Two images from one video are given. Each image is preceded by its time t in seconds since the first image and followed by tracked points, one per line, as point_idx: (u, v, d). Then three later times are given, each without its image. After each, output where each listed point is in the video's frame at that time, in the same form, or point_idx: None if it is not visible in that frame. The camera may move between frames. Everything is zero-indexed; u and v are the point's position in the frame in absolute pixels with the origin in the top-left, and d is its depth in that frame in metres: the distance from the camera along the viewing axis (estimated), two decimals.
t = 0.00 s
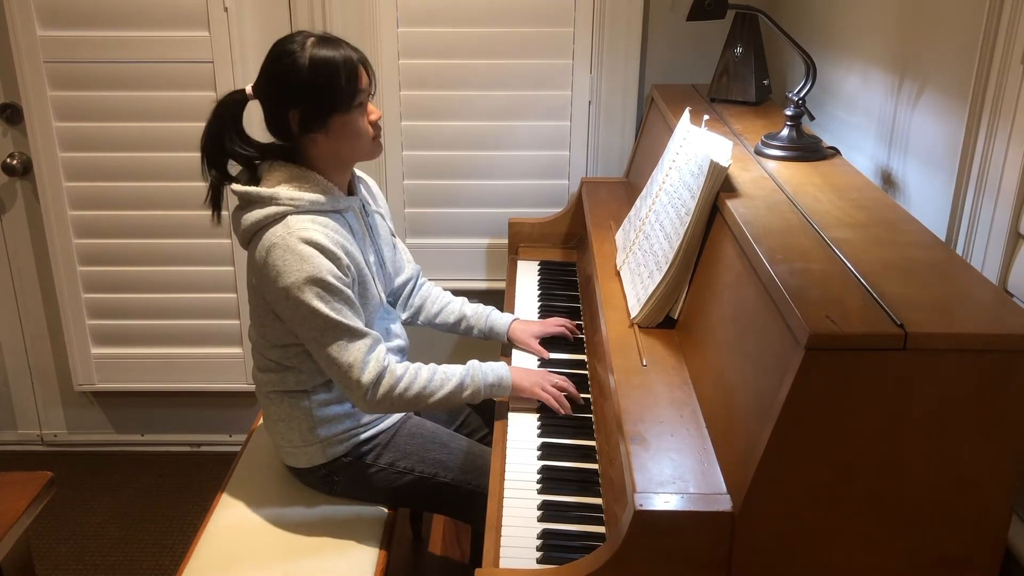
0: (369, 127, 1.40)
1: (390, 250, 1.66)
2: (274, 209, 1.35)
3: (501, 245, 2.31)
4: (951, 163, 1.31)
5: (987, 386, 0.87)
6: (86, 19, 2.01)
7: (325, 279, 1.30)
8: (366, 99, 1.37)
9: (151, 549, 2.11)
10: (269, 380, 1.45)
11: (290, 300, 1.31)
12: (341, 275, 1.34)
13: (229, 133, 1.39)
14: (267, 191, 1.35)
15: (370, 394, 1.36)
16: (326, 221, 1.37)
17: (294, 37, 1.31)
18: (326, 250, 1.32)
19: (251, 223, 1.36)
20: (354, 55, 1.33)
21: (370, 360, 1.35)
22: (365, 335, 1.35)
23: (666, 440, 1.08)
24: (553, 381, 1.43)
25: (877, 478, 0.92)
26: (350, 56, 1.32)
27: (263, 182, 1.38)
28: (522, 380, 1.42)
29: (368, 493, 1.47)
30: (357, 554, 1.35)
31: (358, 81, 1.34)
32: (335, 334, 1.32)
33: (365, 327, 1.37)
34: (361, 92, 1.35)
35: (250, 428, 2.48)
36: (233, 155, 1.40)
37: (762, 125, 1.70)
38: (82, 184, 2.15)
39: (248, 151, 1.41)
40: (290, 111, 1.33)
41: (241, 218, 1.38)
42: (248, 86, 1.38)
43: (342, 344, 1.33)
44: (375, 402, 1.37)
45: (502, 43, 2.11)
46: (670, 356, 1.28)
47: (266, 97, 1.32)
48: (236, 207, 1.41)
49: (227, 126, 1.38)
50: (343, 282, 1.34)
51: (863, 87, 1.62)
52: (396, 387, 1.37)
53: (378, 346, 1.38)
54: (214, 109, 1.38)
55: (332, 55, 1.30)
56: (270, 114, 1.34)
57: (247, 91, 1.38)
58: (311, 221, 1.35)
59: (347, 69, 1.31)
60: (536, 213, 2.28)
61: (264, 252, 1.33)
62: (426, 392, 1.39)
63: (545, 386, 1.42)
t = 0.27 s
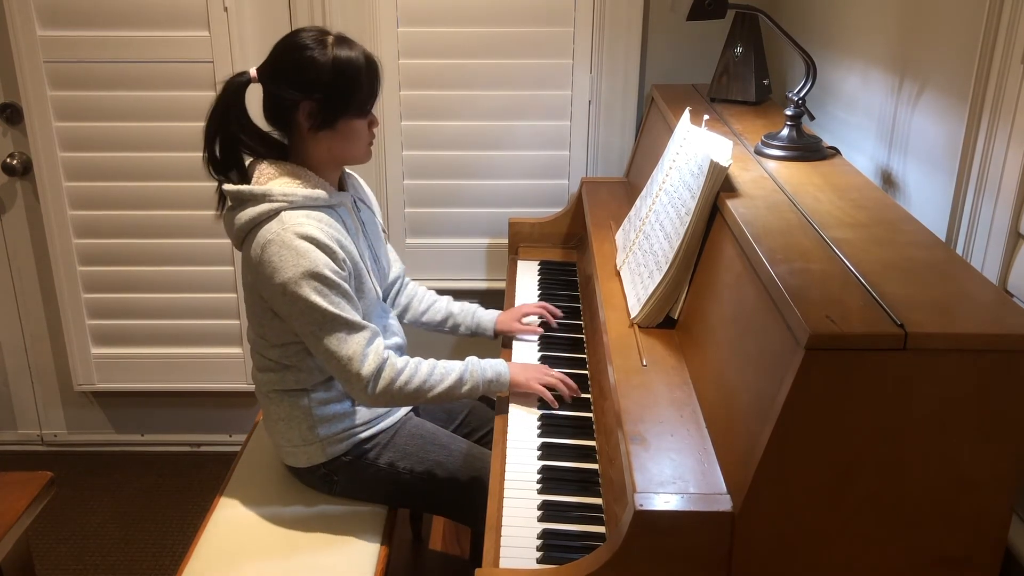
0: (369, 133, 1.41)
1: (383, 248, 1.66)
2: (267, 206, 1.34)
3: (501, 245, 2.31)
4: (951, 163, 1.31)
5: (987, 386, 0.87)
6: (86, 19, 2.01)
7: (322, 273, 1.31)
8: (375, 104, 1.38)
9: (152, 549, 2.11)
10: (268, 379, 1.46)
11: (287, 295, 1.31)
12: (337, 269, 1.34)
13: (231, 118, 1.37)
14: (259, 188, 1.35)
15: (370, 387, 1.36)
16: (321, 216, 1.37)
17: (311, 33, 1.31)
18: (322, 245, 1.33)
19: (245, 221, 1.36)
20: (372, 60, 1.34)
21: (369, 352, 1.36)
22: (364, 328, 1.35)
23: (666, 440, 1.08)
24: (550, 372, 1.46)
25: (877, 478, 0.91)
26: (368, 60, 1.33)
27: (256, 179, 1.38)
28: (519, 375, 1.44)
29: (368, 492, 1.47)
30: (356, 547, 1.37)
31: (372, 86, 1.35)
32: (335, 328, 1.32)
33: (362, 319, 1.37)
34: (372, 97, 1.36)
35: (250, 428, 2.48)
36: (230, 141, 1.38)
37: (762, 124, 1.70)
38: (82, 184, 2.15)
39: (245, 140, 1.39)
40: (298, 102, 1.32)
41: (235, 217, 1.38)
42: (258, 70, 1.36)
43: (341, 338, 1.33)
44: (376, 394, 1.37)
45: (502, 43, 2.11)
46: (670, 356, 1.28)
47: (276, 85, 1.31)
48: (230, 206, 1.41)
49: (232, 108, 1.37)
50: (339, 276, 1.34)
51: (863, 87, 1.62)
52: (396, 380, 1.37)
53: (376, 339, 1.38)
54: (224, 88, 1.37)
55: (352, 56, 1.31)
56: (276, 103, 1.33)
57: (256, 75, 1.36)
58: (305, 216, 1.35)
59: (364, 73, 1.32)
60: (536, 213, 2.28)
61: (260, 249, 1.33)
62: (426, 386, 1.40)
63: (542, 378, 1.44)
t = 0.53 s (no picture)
0: (366, 134, 1.41)
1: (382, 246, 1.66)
2: (267, 199, 1.35)
3: (502, 245, 2.31)
4: (951, 163, 1.31)
5: (987, 386, 0.87)
6: (86, 19, 2.01)
7: (322, 264, 1.31)
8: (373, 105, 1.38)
9: (152, 549, 2.11)
10: (267, 375, 1.46)
11: (287, 286, 1.31)
12: (336, 260, 1.35)
13: (230, 111, 1.37)
14: (258, 182, 1.35)
15: (370, 377, 1.36)
16: (320, 210, 1.37)
17: (313, 33, 1.31)
18: (321, 237, 1.33)
19: (244, 216, 1.36)
20: (372, 61, 1.34)
21: (368, 343, 1.35)
22: (363, 319, 1.35)
23: (666, 440, 1.08)
24: (551, 371, 1.46)
25: (877, 479, 0.92)
26: (368, 62, 1.33)
27: (254, 173, 1.38)
28: (518, 372, 1.43)
29: (367, 492, 1.47)
30: (356, 542, 1.38)
31: (371, 87, 1.35)
32: (335, 318, 1.32)
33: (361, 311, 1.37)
34: (371, 98, 1.36)
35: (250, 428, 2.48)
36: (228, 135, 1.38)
37: (762, 124, 1.70)
38: (82, 184, 2.15)
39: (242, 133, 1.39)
40: (296, 100, 1.32)
41: (234, 212, 1.38)
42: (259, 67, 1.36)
43: (340, 328, 1.33)
44: (376, 386, 1.37)
45: (503, 43, 2.11)
46: (670, 356, 1.28)
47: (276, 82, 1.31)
48: (229, 203, 1.41)
49: (232, 102, 1.37)
50: (338, 267, 1.34)
51: (863, 87, 1.62)
52: (395, 372, 1.37)
53: (375, 330, 1.38)
54: (225, 82, 1.37)
55: (352, 57, 1.31)
56: (275, 99, 1.34)
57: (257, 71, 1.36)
58: (305, 209, 1.35)
59: (363, 74, 1.32)
60: (536, 213, 2.28)
61: (259, 242, 1.33)
62: (425, 380, 1.39)
63: (540, 377, 1.44)
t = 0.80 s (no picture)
0: (363, 133, 1.40)
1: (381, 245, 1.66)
2: (265, 194, 1.35)
3: (502, 245, 2.31)
4: (951, 163, 1.31)
5: (988, 386, 0.87)
6: (86, 19, 2.01)
7: (319, 257, 1.31)
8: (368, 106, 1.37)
9: (152, 549, 2.11)
10: (266, 372, 1.46)
11: (285, 280, 1.31)
12: (334, 254, 1.35)
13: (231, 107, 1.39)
14: (257, 177, 1.36)
15: (366, 370, 1.35)
16: (318, 206, 1.37)
17: (310, 32, 1.31)
18: (319, 231, 1.33)
19: (243, 211, 1.36)
20: (368, 62, 1.33)
21: (365, 337, 1.35)
22: (359, 313, 1.35)
23: (666, 440, 1.08)
24: (549, 373, 1.45)
25: (878, 479, 0.91)
26: (362, 62, 1.32)
27: (252, 168, 1.38)
28: (515, 374, 1.43)
29: (367, 489, 1.47)
30: (357, 538, 1.38)
31: (365, 88, 1.34)
32: (331, 311, 1.32)
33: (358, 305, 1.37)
34: (366, 98, 1.35)
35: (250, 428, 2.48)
36: (227, 131, 1.40)
37: (762, 124, 1.70)
38: (82, 184, 2.15)
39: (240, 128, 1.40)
40: (289, 98, 1.33)
41: (233, 208, 1.38)
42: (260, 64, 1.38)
43: (337, 321, 1.33)
44: (372, 379, 1.37)
45: (502, 43, 2.11)
46: (670, 355, 1.28)
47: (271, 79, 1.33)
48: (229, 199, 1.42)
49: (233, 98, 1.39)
50: (336, 261, 1.34)
51: (863, 87, 1.62)
52: (392, 366, 1.37)
53: (372, 324, 1.38)
54: (229, 78, 1.40)
55: (344, 57, 1.30)
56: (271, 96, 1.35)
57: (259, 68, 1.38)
58: (303, 204, 1.35)
59: (355, 74, 1.31)
60: (536, 213, 2.28)
61: (258, 236, 1.33)
62: (422, 375, 1.39)
63: (538, 379, 1.43)
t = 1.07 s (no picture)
0: (366, 135, 1.40)
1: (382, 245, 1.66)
2: (268, 193, 1.35)
3: (502, 245, 2.31)
4: (951, 163, 1.31)
5: (987, 386, 0.87)
6: (86, 19, 2.01)
7: (321, 258, 1.31)
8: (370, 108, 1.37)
9: (151, 549, 2.11)
10: (267, 371, 1.46)
11: (286, 280, 1.31)
12: (335, 255, 1.35)
13: (236, 106, 1.41)
14: (261, 176, 1.36)
15: (366, 372, 1.36)
16: (321, 206, 1.37)
17: (314, 33, 1.32)
18: (322, 231, 1.33)
19: (246, 210, 1.36)
20: (371, 63, 1.33)
21: (365, 339, 1.35)
22: (361, 314, 1.35)
23: (666, 440, 1.08)
24: (549, 373, 1.45)
25: (878, 479, 0.92)
26: (364, 63, 1.32)
27: (257, 167, 1.38)
28: (516, 374, 1.43)
29: (367, 489, 1.47)
30: (357, 537, 1.38)
31: (367, 89, 1.34)
32: (332, 312, 1.32)
33: (360, 306, 1.37)
34: (367, 99, 1.35)
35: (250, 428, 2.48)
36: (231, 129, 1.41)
37: (762, 124, 1.70)
38: (82, 184, 2.15)
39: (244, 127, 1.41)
40: (290, 97, 1.33)
41: (236, 206, 1.38)
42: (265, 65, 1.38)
43: (338, 322, 1.33)
44: (372, 381, 1.37)
45: (502, 43, 2.11)
46: (670, 355, 1.28)
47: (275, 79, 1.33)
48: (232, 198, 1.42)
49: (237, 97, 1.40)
50: (338, 262, 1.34)
51: (863, 87, 1.62)
52: (392, 368, 1.37)
53: (373, 326, 1.38)
54: (234, 79, 1.41)
55: (346, 57, 1.30)
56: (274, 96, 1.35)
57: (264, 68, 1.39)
58: (306, 204, 1.35)
59: (357, 74, 1.31)
60: (536, 213, 2.28)
61: (260, 235, 1.33)
62: (421, 377, 1.39)
63: (538, 379, 1.43)
